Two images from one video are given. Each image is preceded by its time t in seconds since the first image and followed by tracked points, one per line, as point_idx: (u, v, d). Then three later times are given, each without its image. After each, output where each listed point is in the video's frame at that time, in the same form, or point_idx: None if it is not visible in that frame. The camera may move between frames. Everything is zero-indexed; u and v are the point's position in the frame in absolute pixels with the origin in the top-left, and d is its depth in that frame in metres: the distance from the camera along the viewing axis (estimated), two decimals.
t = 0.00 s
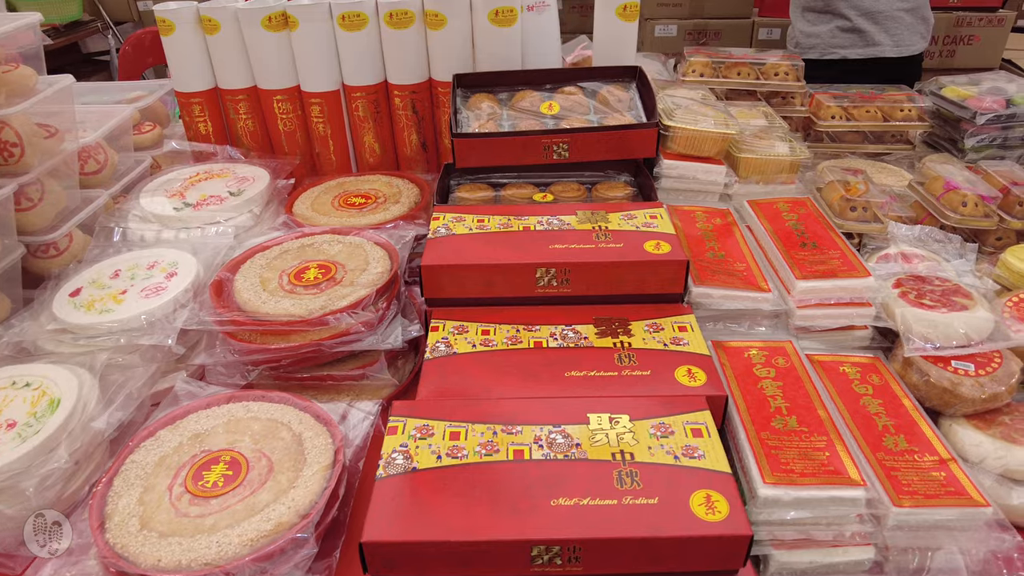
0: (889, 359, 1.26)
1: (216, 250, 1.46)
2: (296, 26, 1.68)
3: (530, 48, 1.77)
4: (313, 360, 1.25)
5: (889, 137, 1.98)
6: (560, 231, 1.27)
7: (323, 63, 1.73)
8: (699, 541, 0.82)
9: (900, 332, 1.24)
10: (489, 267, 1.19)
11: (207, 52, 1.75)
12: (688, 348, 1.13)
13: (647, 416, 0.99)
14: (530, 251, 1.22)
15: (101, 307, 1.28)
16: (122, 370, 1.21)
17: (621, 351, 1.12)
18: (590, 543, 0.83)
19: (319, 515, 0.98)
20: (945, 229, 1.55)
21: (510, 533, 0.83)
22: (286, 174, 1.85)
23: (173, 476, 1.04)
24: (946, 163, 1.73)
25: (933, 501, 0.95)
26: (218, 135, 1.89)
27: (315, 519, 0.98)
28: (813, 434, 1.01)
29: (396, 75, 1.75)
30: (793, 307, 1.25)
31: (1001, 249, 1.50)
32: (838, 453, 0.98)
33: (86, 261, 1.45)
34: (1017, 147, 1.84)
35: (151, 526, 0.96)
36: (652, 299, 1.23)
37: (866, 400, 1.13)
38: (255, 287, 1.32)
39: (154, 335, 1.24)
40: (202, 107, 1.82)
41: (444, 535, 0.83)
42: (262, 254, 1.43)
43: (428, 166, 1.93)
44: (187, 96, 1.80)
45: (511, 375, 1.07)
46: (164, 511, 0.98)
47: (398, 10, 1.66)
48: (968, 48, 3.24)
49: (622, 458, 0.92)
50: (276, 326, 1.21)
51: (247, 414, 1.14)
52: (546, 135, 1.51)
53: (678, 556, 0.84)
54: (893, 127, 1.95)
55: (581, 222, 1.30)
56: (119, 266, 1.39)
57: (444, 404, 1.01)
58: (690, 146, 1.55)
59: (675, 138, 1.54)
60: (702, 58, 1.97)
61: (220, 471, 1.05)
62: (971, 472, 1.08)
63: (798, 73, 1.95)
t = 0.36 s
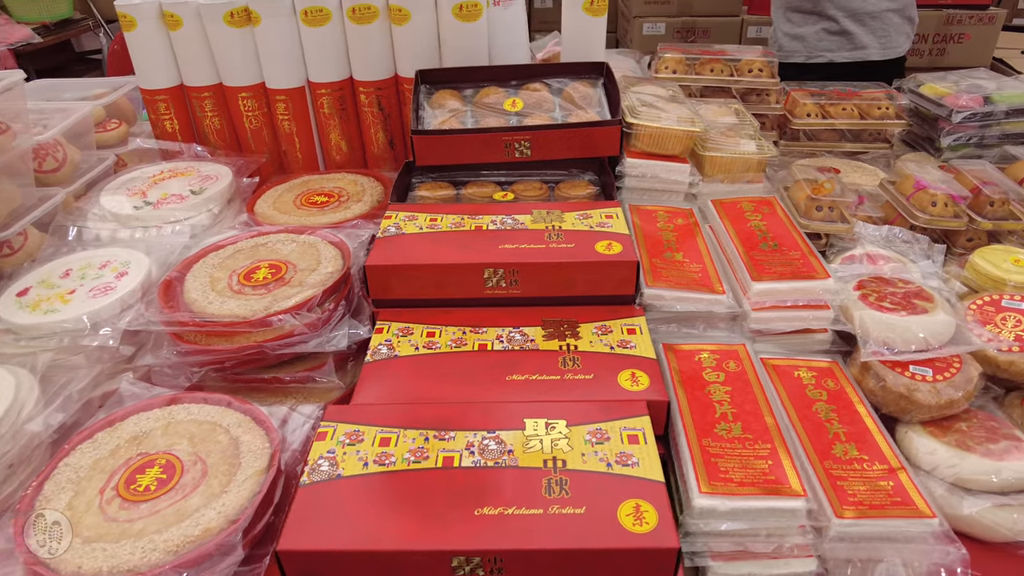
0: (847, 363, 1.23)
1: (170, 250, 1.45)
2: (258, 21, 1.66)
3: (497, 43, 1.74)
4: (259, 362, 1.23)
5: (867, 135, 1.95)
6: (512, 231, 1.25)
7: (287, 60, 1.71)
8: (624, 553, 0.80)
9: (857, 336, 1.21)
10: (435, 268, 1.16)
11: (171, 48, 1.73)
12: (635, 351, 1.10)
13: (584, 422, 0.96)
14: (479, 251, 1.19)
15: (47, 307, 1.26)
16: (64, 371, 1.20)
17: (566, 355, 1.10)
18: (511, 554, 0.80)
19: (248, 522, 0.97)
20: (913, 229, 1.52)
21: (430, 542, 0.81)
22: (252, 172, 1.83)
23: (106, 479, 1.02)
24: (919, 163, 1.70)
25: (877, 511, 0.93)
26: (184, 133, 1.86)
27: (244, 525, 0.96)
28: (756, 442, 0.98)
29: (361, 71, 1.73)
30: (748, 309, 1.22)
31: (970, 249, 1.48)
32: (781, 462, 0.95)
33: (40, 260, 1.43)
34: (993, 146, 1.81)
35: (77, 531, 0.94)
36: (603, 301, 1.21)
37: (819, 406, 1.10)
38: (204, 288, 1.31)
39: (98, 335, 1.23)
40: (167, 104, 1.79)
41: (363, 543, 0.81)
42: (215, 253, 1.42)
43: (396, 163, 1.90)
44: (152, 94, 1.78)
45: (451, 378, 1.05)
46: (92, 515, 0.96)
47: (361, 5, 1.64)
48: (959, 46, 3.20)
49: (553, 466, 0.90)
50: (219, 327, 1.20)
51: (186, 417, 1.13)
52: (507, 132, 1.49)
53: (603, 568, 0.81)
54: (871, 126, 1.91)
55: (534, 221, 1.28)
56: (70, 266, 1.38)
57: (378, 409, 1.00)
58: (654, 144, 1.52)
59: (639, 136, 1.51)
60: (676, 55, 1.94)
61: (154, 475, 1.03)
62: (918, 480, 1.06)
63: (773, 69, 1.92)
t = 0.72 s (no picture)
0: (806, 365, 1.21)
1: (133, 248, 1.45)
2: (226, 19, 1.65)
3: (468, 41, 1.73)
4: (214, 360, 1.23)
5: (846, 133, 1.93)
6: (468, 230, 1.23)
7: (257, 57, 1.70)
8: (554, 558, 0.79)
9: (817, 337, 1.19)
10: (387, 267, 1.15)
11: (140, 46, 1.72)
12: (587, 352, 1.09)
13: (527, 424, 0.95)
14: (433, 250, 1.18)
15: (3, 305, 1.24)
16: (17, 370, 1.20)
17: (517, 355, 1.09)
18: (440, 558, 0.80)
19: (190, 522, 0.96)
20: (883, 229, 1.50)
21: (359, 545, 0.80)
22: (224, 170, 1.83)
23: (50, 479, 1.01)
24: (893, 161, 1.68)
25: (824, 517, 0.91)
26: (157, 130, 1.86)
27: (185, 525, 0.95)
28: (703, 445, 0.97)
29: (331, 69, 1.72)
30: (706, 309, 1.21)
31: (940, 249, 1.46)
32: (725, 465, 0.93)
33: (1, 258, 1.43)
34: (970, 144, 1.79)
35: (16, 531, 0.93)
36: (559, 301, 1.20)
37: (775, 408, 1.08)
38: (162, 286, 1.30)
39: (52, 333, 1.22)
40: (138, 102, 1.78)
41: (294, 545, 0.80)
42: (177, 251, 1.42)
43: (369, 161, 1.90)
44: (123, 91, 1.77)
45: (398, 379, 1.05)
46: (33, 515, 0.95)
47: (329, 2, 1.62)
48: (951, 44, 3.17)
49: (491, 468, 0.89)
50: (173, 325, 1.19)
51: (136, 416, 1.12)
52: (472, 130, 1.47)
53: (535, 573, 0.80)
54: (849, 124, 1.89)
55: (493, 220, 1.27)
56: (31, 264, 1.37)
57: (321, 410, 1.00)
58: (620, 142, 1.51)
59: (605, 134, 1.50)
60: (652, 54, 1.92)
61: (100, 474, 1.02)
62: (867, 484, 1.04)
63: (748, 67, 1.90)
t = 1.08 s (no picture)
0: (766, 363, 1.20)
1: (105, 245, 1.46)
2: (203, 18, 1.65)
3: (444, 39, 1.73)
4: (179, 356, 1.24)
5: (826, 131, 1.93)
6: (433, 227, 1.24)
7: (234, 55, 1.71)
8: (494, 552, 0.80)
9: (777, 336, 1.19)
10: (349, 264, 1.16)
11: (118, 44, 1.72)
12: (544, 349, 1.10)
13: (479, 420, 0.96)
14: (395, 246, 1.19)
15: None
16: None
17: (474, 352, 1.09)
18: (382, 552, 0.81)
19: (145, 515, 0.97)
20: (852, 227, 1.49)
21: (303, 538, 0.81)
22: (201, 167, 1.84)
23: (9, 472, 1.02)
24: (867, 160, 1.68)
25: (772, 515, 0.91)
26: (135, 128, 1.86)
27: (140, 518, 0.96)
28: (653, 441, 0.97)
29: (307, 67, 1.73)
30: (667, 306, 1.21)
31: (910, 247, 1.45)
32: (675, 462, 0.94)
33: None
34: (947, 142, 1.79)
35: None
36: (521, 298, 1.20)
37: (730, 405, 1.09)
38: (131, 282, 1.31)
39: (19, 329, 1.23)
40: (117, 100, 1.79)
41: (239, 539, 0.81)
42: (148, 248, 1.43)
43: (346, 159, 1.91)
44: (101, 89, 1.77)
45: (354, 376, 1.05)
46: None
47: (305, 1, 1.63)
48: (941, 42, 3.16)
49: (439, 464, 0.90)
50: (138, 321, 1.21)
51: (99, 411, 1.13)
52: (443, 128, 1.48)
53: (477, 567, 0.81)
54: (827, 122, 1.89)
55: (458, 218, 1.28)
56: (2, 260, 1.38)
57: (276, 405, 1.01)
58: (591, 140, 1.51)
59: (576, 133, 1.50)
60: (631, 52, 1.93)
61: (58, 468, 1.02)
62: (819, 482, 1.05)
63: (725, 65, 1.90)
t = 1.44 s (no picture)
0: (728, 358, 1.21)
1: (81, 241, 1.47)
2: (183, 15, 1.66)
3: (422, 36, 1.75)
4: (149, 350, 1.26)
5: (805, 128, 1.94)
6: (400, 222, 1.25)
7: (214, 52, 1.72)
8: (440, 541, 0.81)
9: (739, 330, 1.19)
10: (314, 258, 1.17)
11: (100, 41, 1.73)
12: (505, 342, 1.11)
13: (434, 411, 0.97)
14: (361, 241, 1.20)
15: None
16: None
17: (436, 346, 1.10)
18: (330, 539, 0.82)
19: (106, 504, 0.98)
20: (822, 223, 1.49)
21: (253, 526, 0.83)
22: (182, 164, 1.85)
23: None
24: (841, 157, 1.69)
25: (721, 506, 0.92)
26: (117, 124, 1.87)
27: (101, 507, 0.98)
28: (607, 433, 0.98)
29: (286, 63, 1.74)
30: (631, 301, 1.22)
31: (880, 243, 1.46)
32: (627, 454, 0.95)
33: None
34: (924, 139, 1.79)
35: None
36: (487, 293, 1.21)
37: (688, 399, 1.10)
38: (103, 276, 1.33)
39: None
40: (98, 97, 1.80)
41: (191, 526, 0.83)
42: (123, 243, 1.45)
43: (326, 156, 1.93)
44: (82, 86, 1.77)
45: (316, 369, 1.07)
46: None
47: None
48: (931, 40, 3.17)
49: (391, 454, 0.91)
50: (108, 315, 1.22)
51: (67, 403, 1.14)
52: (416, 124, 1.49)
53: (424, 555, 0.83)
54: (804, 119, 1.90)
55: (426, 213, 1.29)
56: None
57: (237, 397, 1.02)
58: (563, 137, 1.52)
59: (549, 129, 1.52)
60: (610, 49, 1.94)
61: (23, 459, 1.04)
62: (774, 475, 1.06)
63: (703, 61, 1.91)
